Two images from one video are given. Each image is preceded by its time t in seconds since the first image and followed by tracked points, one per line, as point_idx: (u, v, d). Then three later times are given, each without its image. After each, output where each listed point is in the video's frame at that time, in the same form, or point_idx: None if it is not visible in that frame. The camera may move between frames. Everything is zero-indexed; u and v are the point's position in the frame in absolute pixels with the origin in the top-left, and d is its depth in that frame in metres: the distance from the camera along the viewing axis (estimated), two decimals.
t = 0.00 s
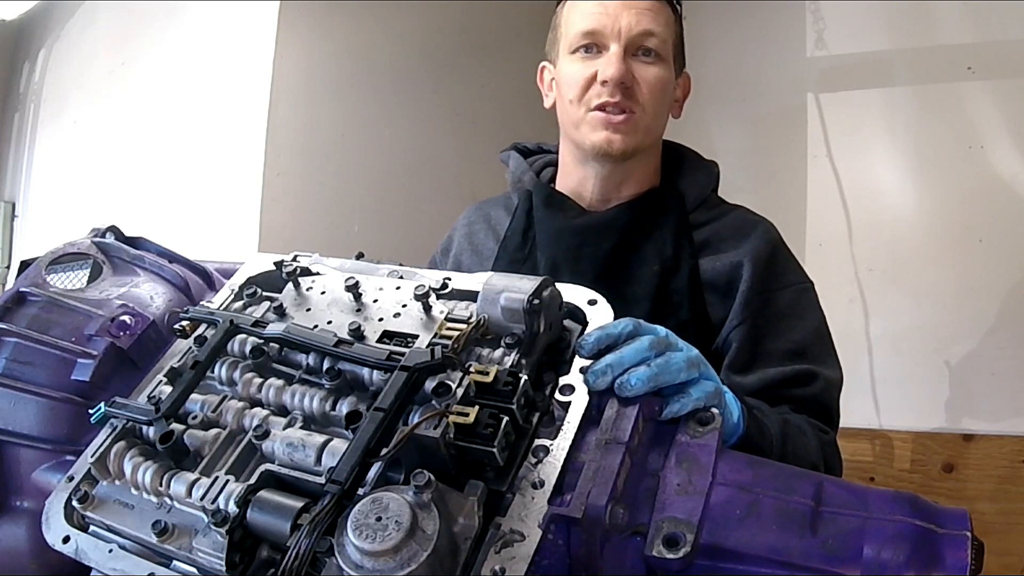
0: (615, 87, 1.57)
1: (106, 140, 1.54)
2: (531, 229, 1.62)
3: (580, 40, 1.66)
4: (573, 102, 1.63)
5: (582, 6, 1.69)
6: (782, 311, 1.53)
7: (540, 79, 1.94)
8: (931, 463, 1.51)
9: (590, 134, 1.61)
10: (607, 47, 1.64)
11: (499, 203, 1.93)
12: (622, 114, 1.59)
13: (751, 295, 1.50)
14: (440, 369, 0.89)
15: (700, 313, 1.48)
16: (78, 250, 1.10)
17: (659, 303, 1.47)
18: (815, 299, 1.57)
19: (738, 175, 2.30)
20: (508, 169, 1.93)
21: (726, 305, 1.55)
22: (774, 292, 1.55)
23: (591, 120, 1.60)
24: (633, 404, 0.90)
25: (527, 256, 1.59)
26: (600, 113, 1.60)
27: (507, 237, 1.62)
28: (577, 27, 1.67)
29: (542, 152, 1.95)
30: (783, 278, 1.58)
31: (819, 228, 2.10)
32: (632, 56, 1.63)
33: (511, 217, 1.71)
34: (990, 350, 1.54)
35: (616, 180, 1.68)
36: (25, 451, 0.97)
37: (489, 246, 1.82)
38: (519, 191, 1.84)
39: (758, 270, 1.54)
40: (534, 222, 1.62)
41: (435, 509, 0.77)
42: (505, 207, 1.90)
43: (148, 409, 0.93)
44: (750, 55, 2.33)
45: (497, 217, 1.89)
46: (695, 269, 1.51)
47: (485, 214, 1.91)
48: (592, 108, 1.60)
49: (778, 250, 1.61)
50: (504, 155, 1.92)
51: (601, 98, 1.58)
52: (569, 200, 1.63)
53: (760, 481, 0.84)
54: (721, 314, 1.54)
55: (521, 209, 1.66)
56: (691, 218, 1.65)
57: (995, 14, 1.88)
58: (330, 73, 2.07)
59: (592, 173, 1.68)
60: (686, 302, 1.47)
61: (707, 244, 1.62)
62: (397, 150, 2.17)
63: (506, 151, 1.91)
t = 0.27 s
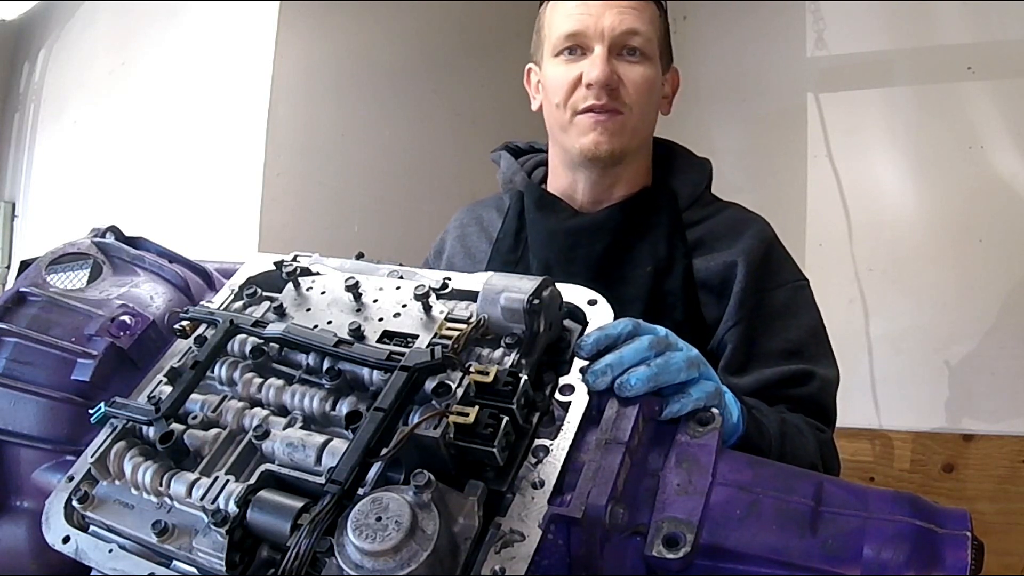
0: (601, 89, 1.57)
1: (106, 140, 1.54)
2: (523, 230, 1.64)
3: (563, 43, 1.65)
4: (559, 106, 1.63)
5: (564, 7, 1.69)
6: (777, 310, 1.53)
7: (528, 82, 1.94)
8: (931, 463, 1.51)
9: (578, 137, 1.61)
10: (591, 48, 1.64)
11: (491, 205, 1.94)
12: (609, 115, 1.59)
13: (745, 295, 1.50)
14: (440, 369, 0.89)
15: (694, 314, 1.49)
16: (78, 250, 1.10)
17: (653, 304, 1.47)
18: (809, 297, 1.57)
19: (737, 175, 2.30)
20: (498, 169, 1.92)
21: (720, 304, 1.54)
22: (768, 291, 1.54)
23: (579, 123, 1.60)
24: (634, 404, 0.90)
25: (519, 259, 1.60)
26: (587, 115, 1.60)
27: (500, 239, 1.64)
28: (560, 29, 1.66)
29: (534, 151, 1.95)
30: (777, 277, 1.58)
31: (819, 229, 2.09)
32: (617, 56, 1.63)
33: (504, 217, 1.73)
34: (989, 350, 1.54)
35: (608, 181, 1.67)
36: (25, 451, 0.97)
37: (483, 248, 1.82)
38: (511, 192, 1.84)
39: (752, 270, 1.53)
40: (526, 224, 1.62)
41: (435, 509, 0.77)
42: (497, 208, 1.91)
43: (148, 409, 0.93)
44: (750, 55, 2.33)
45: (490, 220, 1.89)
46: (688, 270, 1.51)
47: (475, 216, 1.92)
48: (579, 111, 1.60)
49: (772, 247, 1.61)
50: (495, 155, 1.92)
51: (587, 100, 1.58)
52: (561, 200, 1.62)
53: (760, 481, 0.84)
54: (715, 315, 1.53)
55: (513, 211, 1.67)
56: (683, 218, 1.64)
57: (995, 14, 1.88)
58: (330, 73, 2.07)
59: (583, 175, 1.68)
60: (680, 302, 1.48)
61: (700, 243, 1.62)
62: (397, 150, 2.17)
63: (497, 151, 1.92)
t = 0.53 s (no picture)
0: (588, 97, 1.57)
1: (107, 140, 1.54)
2: (518, 232, 1.64)
3: (549, 48, 1.64)
4: (548, 114, 1.63)
5: (549, 10, 1.67)
6: (774, 309, 1.53)
7: (517, 84, 1.93)
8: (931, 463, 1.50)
9: (569, 145, 1.61)
10: (577, 53, 1.63)
11: (485, 205, 1.93)
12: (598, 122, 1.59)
13: (743, 296, 1.50)
14: (440, 369, 0.89)
15: (691, 314, 1.49)
16: (78, 250, 1.10)
17: (651, 305, 1.48)
18: (806, 297, 1.57)
19: (737, 175, 2.30)
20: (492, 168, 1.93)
21: (717, 305, 1.54)
22: (765, 291, 1.55)
23: (569, 131, 1.61)
24: (634, 404, 0.90)
25: (515, 261, 1.60)
26: (577, 123, 1.60)
27: (496, 241, 1.64)
28: (544, 35, 1.65)
29: (528, 151, 1.96)
30: (774, 276, 1.58)
31: (819, 228, 2.11)
32: (604, 60, 1.63)
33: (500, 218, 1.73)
34: (989, 350, 1.54)
35: (601, 185, 1.68)
36: (25, 451, 0.97)
37: (478, 249, 1.82)
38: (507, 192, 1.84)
39: (749, 270, 1.53)
40: (522, 225, 1.62)
41: (435, 509, 0.77)
42: (492, 209, 1.91)
43: (148, 409, 0.93)
44: (750, 55, 2.33)
45: (484, 220, 1.89)
46: (685, 272, 1.51)
47: (471, 216, 1.92)
48: (569, 119, 1.60)
49: (769, 246, 1.62)
50: (489, 155, 1.92)
51: (576, 108, 1.59)
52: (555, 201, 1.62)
53: (760, 481, 0.84)
54: (712, 316, 1.53)
55: (508, 213, 1.68)
56: (680, 218, 1.65)
57: (995, 14, 1.88)
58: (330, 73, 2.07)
59: (576, 180, 1.69)
60: (676, 304, 1.48)
61: (697, 244, 1.62)
62: (397, 151, 2.18)
63: (492, 150, 1.92)
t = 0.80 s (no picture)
0: (578, 101, 1.57)
1: (106, 140, 1.54)
2: (513, 233, 1.64)
3: (538, 53, 1.64)
4: (540, 119, 1.63)
5: (537, 13, 1.66)
6: (771, 310, 1.53)
7: (509, 85, 1.92)
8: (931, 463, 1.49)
9: (561, 150, 1.62)
10: (565, 57, 1.62)
11: (480, 203, 1.94)
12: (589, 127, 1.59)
13: (739, 299, 1.50)
14: (440, 369, 0.89)
15: (689, 315, 1.49)
16: (78, 250, 1.10)
17: (650, 305, 1.48)
18: (804, 297, 1.57)
19: (737, 175, 2.30)
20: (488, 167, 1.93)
21: (713, 308, 1.55)
22: (762, 292, 1.55)
23: (560, 136, 1.61)
24: (634, 403, 0.90)
25: (510, 262, 1.60)
26: (568, 128, 1.60)
27: (491, 242, 1.64)
28: (533, 39, 1.65)
29: (523, 149, 1.94)
30: (770, 277, 1.58)
31: (819, 228, 2.11)
32: (594, 63, 1.62)
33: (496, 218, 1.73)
34: (990, 350, 1.54)
35: (594, 188, 1.68)
36: (25, 451, 0.97)
37: (474, 250, 1.82)
38: (500, 193, 1.85)
39: (745, 271, 1.54)
40: (517, 228, 1.62)
41: (435, 509, 0.77)
42: (487, 208, 1.91)
43: (148, 409, 0.93)
44: (750, 55, 2.33)
45: (479, 220, 1.89)
46: (680, 274, 1.51)
47: (466, 216, 1.92)
48: (560, 124, 1.60)
49: (766, 246, 1.62)
50: (484, 155, 1.93)
51: (567, 114, 1.59)
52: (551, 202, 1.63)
53: (760, 481, 0.84)
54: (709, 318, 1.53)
55: (503, 213, 1.68)
56: (675, 219, 1.65)
57: (994, 14, 1.88)
58: (330, 73, 2.07)
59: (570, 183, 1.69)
60: (672, 305, 1.47)
61: (693, 245, 1.63)
62: (397, 151, 2.18)
63: (487, 149, 1.92)
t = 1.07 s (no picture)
0: (566, 103, 1.57)
1: (107, 140, 1.54)
2: (511, 232, 1.64)
3: (526, 54, 1.64)
4: (530, 121, 1.63)
5: (525, 14, 1.66)
6: (770, 310, 1.53)
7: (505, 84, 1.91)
8: (932, 463, 1.50)
9: (552, 152, 1.62)
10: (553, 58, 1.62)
11: (477, 203, 1.94)
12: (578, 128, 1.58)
13: (737, 299, 1.50)
14: (440, 369, 0.89)
15: (688, 314, 1.49)
16: (78, 250, 1.10)
17: (650, 304, 1.48)
18: (803, 297, 1.57)
19: (737, 175, 2.30)
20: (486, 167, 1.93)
21: (712, 308, 1.55)
22: (760, 292, 1.55)
23: (550, 138, 1.61)
24: (635, 402, 0.90)
25: (508, 262, 1.60)
26: (557, 129, 1.60)
27: (489, 242, 1.64)
28: (521, 41, 1.64)
29: (521, 149, 1.95)
30: (769, 276, 1.58)
31: (820, 228, 2.09)
32: (582, 63, 1.61)
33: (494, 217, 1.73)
34: (990, 350, 1.54)
35: (589, 189, 1.68)
36: (25, 451, 0.97)
37: (471, 249, 1.82)
38: (499, 193, 1.85)
39: (744, 270, 1.54)
40: (515, 227, 1.62)
41: (435, 509, 0.77)
42: (485, 208, 1.91)
43: (148, 409, 0.93)
44: (750, 55, 2.33)
45: (478, 219, 1.89)
46: (678, 273, 1.51)
47: (463, 215, 1.92)
48: (549, 126, 1.60)
49: (764, 245, 1.62)
50: (483, 154, 1.93)
51: (555, 115, 1.59)
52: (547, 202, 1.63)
53: (760, 481, 0.84)
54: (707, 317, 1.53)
55: (501, 212, 1.68)
56: (672, 218, 1.65)
57: (995, 14, 1.88)
58: (330, 73, 2.08)
59: (565, 184, 1.69)
60: (670, 304, 1.47)
61: (691, 245, 1.62)
62: (397, 151, 2.18)
63: (485, 149, 1.92)
